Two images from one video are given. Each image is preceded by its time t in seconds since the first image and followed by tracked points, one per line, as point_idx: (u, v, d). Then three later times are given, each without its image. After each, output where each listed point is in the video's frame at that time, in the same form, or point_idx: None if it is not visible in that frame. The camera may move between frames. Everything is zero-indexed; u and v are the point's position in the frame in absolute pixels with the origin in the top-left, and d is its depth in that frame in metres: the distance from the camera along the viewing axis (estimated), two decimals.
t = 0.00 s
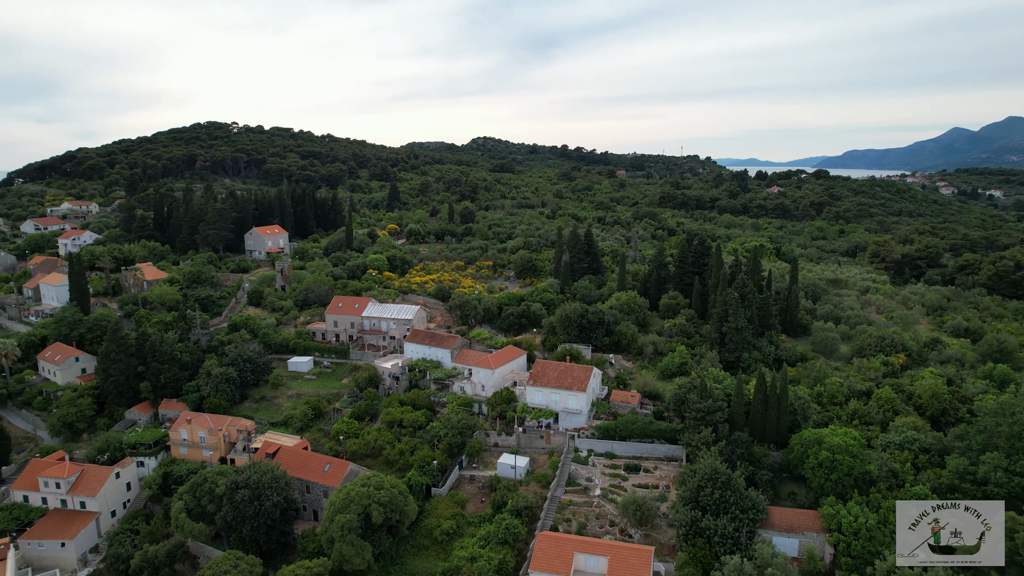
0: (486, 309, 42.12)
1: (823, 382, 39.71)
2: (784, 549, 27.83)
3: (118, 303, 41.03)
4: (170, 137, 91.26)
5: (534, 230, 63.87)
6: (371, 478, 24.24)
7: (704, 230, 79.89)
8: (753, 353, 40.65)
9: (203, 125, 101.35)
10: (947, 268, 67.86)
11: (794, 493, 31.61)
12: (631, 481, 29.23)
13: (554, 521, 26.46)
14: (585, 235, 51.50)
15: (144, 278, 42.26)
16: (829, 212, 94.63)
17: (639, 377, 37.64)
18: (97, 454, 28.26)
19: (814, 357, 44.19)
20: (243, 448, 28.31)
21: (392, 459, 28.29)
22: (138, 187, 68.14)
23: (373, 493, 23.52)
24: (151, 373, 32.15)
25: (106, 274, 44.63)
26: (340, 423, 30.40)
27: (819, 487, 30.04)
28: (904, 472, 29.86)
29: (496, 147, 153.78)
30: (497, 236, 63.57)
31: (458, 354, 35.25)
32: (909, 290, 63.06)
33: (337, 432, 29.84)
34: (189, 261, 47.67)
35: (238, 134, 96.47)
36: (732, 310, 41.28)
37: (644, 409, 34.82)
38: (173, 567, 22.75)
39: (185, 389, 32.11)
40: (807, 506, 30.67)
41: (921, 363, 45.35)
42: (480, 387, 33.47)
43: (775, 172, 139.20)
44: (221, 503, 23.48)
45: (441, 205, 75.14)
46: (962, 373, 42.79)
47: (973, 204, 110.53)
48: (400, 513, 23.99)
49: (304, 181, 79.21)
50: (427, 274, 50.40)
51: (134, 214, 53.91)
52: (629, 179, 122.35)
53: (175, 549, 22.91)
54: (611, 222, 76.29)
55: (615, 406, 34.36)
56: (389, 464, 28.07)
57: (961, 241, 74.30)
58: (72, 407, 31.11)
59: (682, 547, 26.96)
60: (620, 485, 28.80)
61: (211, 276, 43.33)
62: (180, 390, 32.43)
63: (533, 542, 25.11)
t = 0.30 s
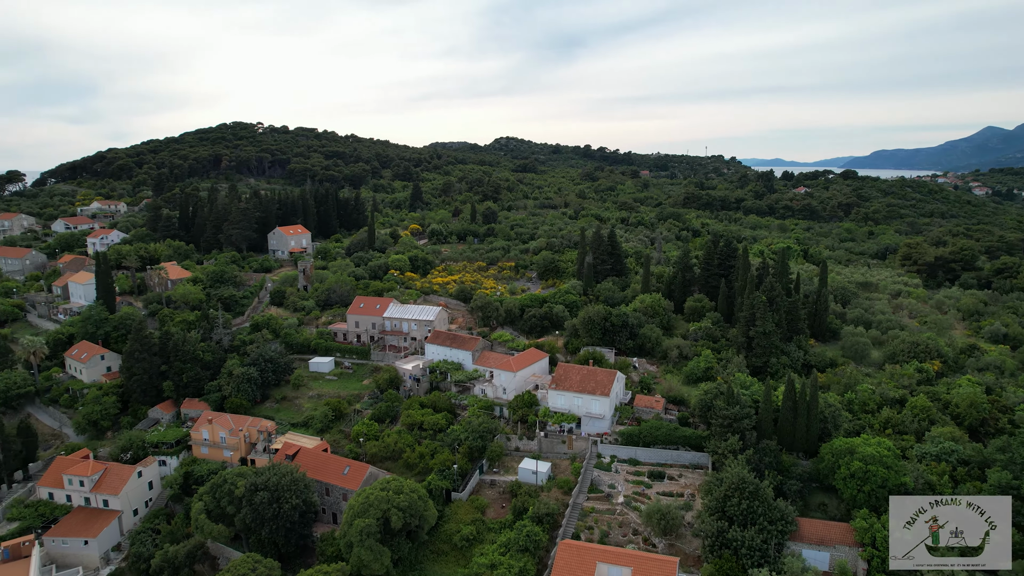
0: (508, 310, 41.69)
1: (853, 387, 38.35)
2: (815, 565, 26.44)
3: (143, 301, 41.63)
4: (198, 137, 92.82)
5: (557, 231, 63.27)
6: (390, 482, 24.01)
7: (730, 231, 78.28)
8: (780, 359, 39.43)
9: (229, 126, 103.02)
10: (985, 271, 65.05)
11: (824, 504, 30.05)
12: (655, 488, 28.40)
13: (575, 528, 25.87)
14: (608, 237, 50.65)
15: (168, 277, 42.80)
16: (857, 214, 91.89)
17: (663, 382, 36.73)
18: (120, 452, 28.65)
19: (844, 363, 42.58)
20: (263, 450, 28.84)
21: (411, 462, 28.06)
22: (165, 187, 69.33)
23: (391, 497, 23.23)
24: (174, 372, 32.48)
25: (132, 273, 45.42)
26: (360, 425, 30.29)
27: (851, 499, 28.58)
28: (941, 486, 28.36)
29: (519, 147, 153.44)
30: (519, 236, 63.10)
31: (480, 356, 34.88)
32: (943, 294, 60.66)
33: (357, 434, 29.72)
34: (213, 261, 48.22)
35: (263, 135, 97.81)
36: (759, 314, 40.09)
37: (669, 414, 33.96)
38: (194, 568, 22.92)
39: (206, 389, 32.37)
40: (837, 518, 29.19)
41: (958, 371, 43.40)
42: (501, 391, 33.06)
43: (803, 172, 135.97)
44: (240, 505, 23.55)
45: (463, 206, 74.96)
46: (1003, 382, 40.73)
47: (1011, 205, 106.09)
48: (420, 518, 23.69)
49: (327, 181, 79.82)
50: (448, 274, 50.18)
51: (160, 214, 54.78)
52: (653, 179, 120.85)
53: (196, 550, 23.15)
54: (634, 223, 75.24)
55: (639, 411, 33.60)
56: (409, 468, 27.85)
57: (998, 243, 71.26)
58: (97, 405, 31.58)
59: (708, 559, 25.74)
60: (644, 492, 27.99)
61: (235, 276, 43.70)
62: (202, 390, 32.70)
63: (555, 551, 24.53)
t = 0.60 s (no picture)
0: (530, 312, 41.20)
1: (886, 395, 36.82)
2: None
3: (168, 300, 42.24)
4: (224, 137, 94.34)
5: (580, 232, 62.55)
6: (410, 486, 23.81)
7: (756, 232, 76.54)
8: (809, 364, 38.14)
9: (255, 126, 104.58)
10: None
11: (857, 516, 28.49)
12: (680, 497, 27.57)
13: (598, 535, 25.27)
14: (632, 238, 49.78)
15: (192, 276, 43.37)
16: (887, 215, 89.04)
17: (688, 387, 35.81)
18: (143, 452, 29.03)
19: (876, 369, 40.97)
20: (283, 450, 28.47)
21: (431, 465, 27.79)
22: (191, 187, 70.49)
23: (411, 502, 23.00)
24: (195, 372, 32.78)
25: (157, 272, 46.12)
26: (381, 427, 30.17)
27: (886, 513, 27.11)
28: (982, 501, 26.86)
29: (541, 147, 152.76)
30: (542, 237, 62.52)
31: (501, 358, 34.45)
32: (980, 298, 58.13)
33: (377, 436, 29.60)
34: (237, 260, 48.71)
35: (287, 135, 98.91)
36: (788, 318, 38.86)
37: (694, 420, 33.02)
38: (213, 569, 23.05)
39: (228, 388, 32.62)
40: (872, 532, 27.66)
41: (998, 379, 41.39)
42: (523, 394, 32.60)
43: (832, 172, 132.61)
44: (260, 507, 23.65)
45: (485, 206, 74.68)
46: None
47: None
48: (439, 524, 23.40)
49: (350, 181, 80.33)
50: (470, 275, 49.89)
51: (185, 213, 55.57)
52: (677, 179, 119.17)
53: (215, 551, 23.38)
54: (658, 224, 74.05)
55: (663, 416, 32.73)
56: (429, 472, 27.62)
57: None
58: (122, 404, 32.07)
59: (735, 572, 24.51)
60: (668, 500, 27.18)
61: (257, 275, 44.08)
62: (224, 390, 32.96)
63: (577, 559, 23.93)
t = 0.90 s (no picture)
0: (551, 314, 40.67)
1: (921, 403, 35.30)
2: None
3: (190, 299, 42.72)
4: (248, 138, 95.60)
5: (602, 232, 61.73)
6: (429, 491, 23.47)
7: (782, 234, 74.77)
8: (839, 370, 36.85)
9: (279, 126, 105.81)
10: None
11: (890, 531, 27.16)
12: (705, 506, 26.72)
13: (620, 543, 24.64)
14: (655, 238, 48.83)
15: (214, 275, 43.82)
16: (917, 216, 86.20)
17: (713, 392, 34.85)
18: (164, 451, 29.32)
19: (909, 376, 39.38)
20: (303, 451, 28.88)
21: (450, 469, 27.49)
22: (215, 186, 71.43)
23: (430, 507, 22.69)
24: (216, 372, 33.06)
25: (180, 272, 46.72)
26: (400, 429, 30.00)
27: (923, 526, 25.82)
28: None
29: (563, 147, 151.90)
30: (563, 238, 61.87)
31: (522, 361, 34.00)
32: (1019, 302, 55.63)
33: (396, 438, 29.43)
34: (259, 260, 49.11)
35: (310, 135, 99.89)
36: (817, 322, 37.63)
37: (719, 427, 32.03)
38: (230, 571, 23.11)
39: (248, 388, 32.82)
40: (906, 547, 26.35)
41: None
42: (544, 397, 32.12)
43: (862, 172, 129.15)
44: (278, 509, 23.60)
45: (506, 206, 74.26)
46: None
47: None
48: (458, 530, 23.03)
49: (372, 181, 80.68)
50: (490, 276, 49.55)
51: (209, 213, 56.26)
52: (701, 179, 117.32)
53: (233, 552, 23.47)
54: (681, 225, 72.77)
55: (687, 422, 31.90)
56: (448, 476, 27.33)
57: None
58: (144, 402, 32.46)
59: None
60: (692, 509, 26.36)
61: (278, 275, 44.38)
62: (244, 389, 33.16)
63: (598, 568, 23.35)
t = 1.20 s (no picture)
0: (571, 316, 40.11)
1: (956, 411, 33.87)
2: None
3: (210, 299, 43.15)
4: (270, 138, 96.68)
5: (623, 233, 60.93)
6: (447, 497, 23.17)
7: (808, 236, 73.07)
8: (868, 376, 35.59)
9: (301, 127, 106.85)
10: None
11: (923, 545, 26.04)
12: (729, 515, 25.93)
13: (642, 553, 24.03)
14: (677, 239, 47.89)
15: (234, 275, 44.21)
16: (946, 217, 83.49)
17: (737, 398, 33.93)
18: (183, 450, 29.55)
19: (941, 383, 37.86)
20: (320, 453, 28.35)
21: (468, 474, 27.18)
22: (237, 186, 72.26)
23: (447, 513, 22.36)
24: (235, 372, 33.24)
25: (201, 271, 47.27)
26: (418, 431, 29.79)
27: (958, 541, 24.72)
28: None
29: (584, 147, 150.98)
30: (584, 239, 61.22)
31: (542, 364, 33.52)
32: None
33: (414, 440, 29.22)
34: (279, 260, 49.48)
35: (332, 135, 100.67)
36: (845, 327, 36.40)
37: (744, 433, 31.08)
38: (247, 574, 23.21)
39: (267, 389, 32.94)
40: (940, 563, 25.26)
41: None
42: (564, 401, 31.65)
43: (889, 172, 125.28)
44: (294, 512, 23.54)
45: (526, 206, 73.85)
46: None
47: None
48: (476, 536, 22.67)
49: (393, 181, 80.92)
50: (510, 277, 49.18)
51: (231, 213, 56.89)
52: (724, 180, 115.45)
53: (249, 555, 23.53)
54: (704, 225, 71.53)
55: (711, 428, 31.05)
56: (466, 480, 27.03)
57: None
58: (164, 401, 32.79)
59: None
60: (716, 518, 25.58)
61: (297, 275, 44.58)
62: (262, 390, 33.28)
63: None
